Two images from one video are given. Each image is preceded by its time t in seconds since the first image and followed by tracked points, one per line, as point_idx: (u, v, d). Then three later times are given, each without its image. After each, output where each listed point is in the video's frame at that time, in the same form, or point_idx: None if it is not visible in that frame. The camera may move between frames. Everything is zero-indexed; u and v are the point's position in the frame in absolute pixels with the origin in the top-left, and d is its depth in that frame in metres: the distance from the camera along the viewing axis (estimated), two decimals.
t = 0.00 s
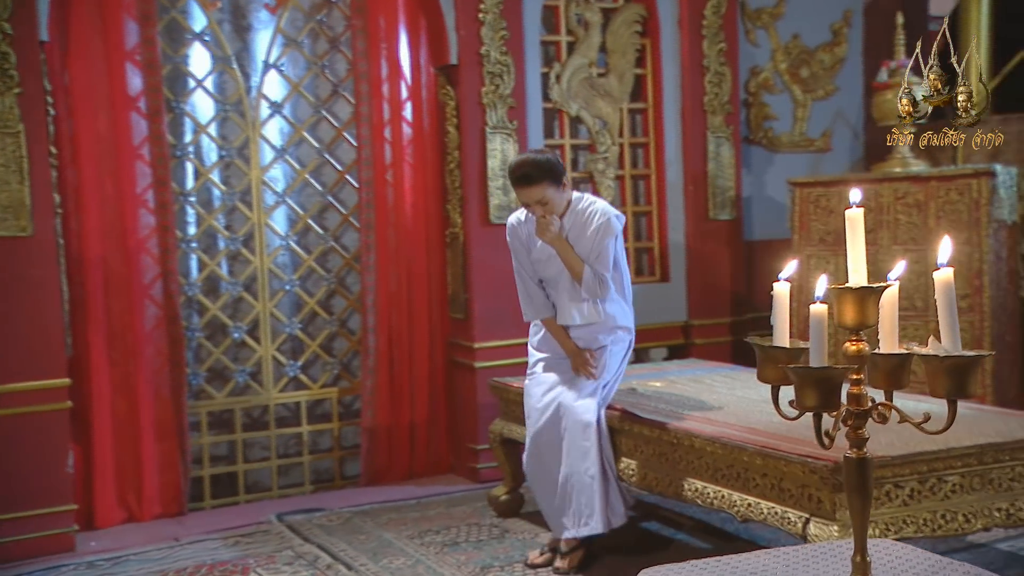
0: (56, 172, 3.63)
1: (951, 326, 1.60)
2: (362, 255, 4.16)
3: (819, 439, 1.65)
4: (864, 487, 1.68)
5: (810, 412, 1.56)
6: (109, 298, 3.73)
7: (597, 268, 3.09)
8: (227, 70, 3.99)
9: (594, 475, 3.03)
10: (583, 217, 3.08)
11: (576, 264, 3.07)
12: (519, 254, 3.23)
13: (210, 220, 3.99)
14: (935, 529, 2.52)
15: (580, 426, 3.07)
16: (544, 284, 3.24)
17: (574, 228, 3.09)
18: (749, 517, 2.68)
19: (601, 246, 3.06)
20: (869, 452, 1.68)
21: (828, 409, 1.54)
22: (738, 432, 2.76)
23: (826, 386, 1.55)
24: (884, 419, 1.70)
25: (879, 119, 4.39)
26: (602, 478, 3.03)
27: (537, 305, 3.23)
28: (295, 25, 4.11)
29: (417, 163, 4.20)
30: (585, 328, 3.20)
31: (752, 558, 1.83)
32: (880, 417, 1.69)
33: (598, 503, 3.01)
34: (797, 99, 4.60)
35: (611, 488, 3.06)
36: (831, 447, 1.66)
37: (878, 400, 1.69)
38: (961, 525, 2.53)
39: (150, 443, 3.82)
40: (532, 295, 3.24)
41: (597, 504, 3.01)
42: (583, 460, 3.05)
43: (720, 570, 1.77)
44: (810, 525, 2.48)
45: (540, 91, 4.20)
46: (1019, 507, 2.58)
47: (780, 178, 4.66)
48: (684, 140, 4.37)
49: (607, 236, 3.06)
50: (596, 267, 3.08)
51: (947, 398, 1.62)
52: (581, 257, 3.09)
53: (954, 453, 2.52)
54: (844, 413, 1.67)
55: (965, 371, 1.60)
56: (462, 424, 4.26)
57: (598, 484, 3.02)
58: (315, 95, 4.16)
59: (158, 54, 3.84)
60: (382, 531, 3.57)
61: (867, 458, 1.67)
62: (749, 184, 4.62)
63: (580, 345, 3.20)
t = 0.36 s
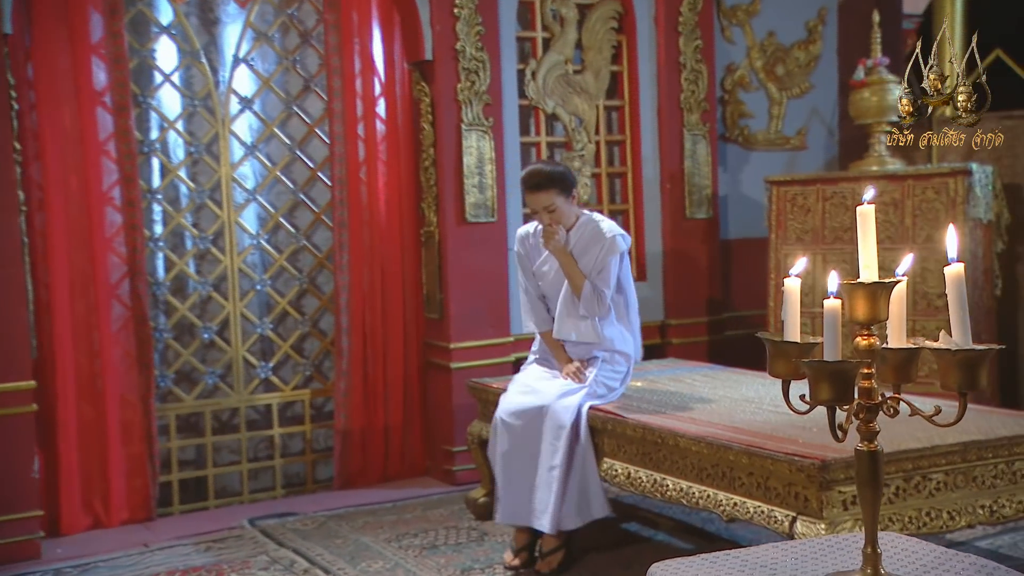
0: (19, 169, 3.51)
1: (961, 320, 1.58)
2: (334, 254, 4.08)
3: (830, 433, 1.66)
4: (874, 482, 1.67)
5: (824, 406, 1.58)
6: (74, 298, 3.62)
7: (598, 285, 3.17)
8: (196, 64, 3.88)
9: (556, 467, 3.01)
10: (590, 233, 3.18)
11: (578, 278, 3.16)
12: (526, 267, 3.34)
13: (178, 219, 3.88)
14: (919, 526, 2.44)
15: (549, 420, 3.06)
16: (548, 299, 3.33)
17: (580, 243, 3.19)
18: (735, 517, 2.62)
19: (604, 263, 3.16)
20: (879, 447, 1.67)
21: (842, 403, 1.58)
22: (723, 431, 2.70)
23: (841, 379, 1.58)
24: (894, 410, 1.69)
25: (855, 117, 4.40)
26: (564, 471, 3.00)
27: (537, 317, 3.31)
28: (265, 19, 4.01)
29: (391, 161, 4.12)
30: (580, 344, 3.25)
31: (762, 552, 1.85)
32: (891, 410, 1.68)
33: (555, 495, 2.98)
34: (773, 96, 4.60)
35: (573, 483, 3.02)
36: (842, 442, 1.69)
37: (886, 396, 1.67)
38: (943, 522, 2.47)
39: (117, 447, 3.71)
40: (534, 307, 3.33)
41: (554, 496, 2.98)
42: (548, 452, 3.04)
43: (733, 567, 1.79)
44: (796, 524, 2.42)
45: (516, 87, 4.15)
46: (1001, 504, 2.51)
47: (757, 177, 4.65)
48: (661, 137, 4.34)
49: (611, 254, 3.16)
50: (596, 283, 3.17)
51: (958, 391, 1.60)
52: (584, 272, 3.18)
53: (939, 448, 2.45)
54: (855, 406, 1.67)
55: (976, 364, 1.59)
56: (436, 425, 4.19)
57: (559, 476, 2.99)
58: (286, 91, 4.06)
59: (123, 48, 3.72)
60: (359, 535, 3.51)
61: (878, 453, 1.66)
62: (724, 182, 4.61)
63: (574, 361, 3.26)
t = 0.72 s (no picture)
0: None
1: (968, 316, 1.52)
2: (317, 252, 4.01)
3: (834, 430, 1.59)
4: (882, 481, 1.60)
5: (831, 403, 1.52)
6: (50, 295, 3.53)
7: (607, 278, 3.15)
8: (176, 57, 3.80)
9: (544, 460, 2.96)
10: (610, 229, 3.16)
11: (589, 268, 3.13)
12: (541, 252, 3.31)
13: (158, 216, 3.79)
14: (915, 527, 2.28)
15: (539, 412, 3.00)
16: (554, 289, 3.29)
17: (597, 236, 3.17)
18: (729, 518, 2.55)
19: (618, 260, 3.14)
20: (885, 444, 1.60)
21: (850, 399, 1.51)
22: (716, 430, 2.64)
23: (848, 376, 1.51)
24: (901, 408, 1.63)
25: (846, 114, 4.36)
26: (552, 464, 2.95)
27: (539, 301, 3.26)
28: (246, 12, 3.92)
29: (376, 156, 4.04)
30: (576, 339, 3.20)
31: (765, 550, 1.79)
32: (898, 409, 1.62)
33: (542, 488, 2.93)
34: (763, 92, 4.55)
35: (562, 477, 2.96)
36: (848, 438, 1.62)
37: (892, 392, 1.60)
38: (939, 523, 2.32)
39: (96, 449, 3.61)
40: (537, 293, 3.28)
41: (540, 489, 2.93)
42: (538, 443, 2.99)
43: (737, 565, 1.72)
44: (791, 523, 2.36)
45: (503, 82, 4.08)
46: (997, 503, 2.38)
47: (746, 173, 4.61)
48: (650, 133, 4.29)
49: (627, 252, 3.15)
50: (606, 276, 3.15)
51: (965, 389, 1.53)
52: (597, 265, 3.16)
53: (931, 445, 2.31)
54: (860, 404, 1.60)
55: (985, 361, 1.52)
56: (423, 426, 4.12)
57: (546, 468, 2.94)
58: (269, 85, 3.97)
59: (101, 40, 3.63)
60: (345, 538, 3.43)
61: (884, 450, 1.59)
62: (714, 178, 4.56)
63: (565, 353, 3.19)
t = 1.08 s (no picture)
0: None
1: (965, 311, 1.45)
2: (303, 247, 3.93)
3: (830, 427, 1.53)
4: (878, 478, 1.53)
5: (827, 400, 1.46)
6: (29, 291, 3.45)
7: (604, 272, 3.10)
8: (157, 48, 3.72)
9: (537, 459, 2.88)
10: (610, 223, 3.12)
11: (586, 261, 3.07)
12: (537, 245, 3.24)
13: (139, 210, 3.72)
14: (909, 525, 2.23)
15: (531, 411, 2.93)
16: (549, 283, 3.22)
17: (596, 229, 3.12)
18: (721, 517, 2.48)
19: (615, 255, 3.10)
20: (881, 440, 1.53)
21: (846, 395, 1.45)
22: (708, 428, 2.58)
23: (844, 370, 1.45)
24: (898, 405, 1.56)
25: (840, 107, 4.31)
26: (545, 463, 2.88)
27: (534, 295, 3.20)
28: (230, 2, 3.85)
29: (362, 149, 3.96)
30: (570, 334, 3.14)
31: (761, 548, 1.73)
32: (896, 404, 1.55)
33: (537, 488, 2.86)
34: (756, 85, 4.50)
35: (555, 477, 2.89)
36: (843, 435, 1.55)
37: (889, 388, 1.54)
38: (935, 521, 2.26)
39: (76, 448, 3.54)
40: (532, 286, 3.21)
41: (535, 489, 2.86)
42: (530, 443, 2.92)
43: (732, 563, 1.66)
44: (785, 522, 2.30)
45: (491, 74, 4.02)
46: (992, 501, 2.31)
47: (738, 168, 4.55)
48: (641, 127, 4.23)
49: (625, 247, 3.11)
50: (603, 269, 3.10)
51: (962, 384, 1.47)
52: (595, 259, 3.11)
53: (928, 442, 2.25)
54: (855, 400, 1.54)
55: (983, 355, 1.46)
56: (410, 424, 4.05)
57: (540, 468, 2.87)
58: (253, 77, 3.90)
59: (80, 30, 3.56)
60: (331, 538, 3.36)
61: (880, 446, 1.52)
62: (706, 173, 4.50)
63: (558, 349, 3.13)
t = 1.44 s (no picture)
0: None
1: (962, 308, 1.43)
2: (298, 245, 3.91)
3: (826, 424, 1.51)
4: (875, 476, 1.51)
5: (823, 398, 1.44)
6: (21, 286, 3.43)
7: (602, 265, 3.07)
8: (150, 44, 3.70)
9: (547, 458, 2.86)
10: (601, 218, 3.10)
11: (581, 257, 3.05)
12: (529, 245, 3.22)
13: (132, 207, 3.70)
14: (908, 523, 2.21)
15: (540, 408, 2.91)
16: (544, 283, 3.19)
17: (588, 225, 3.10)
18: (719, 516, 2.46)
19: (611, 249, 3.07)
20: (878, 438, 1.51)
21: (843, 393, 1.43)
22: (706, 426, 2.56)
23: (841, 368, 1.43)
24: (894, 402, 1.54)
25: (838, 104, 4.29)
26: (555, 462, 2.86)
27: (529, 296, 3.17)
28: None
29: (358, 145, 3.94)
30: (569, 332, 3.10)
31: (757, 546, 1.71)
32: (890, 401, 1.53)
33: (547, 488, 2.84)
34: (753, 81, 4.48)
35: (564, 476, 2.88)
36: (840, 433, 1.53)
37: (885, 385, 1.52)
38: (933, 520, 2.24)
39: (69, 448, 3.52)
40: (527, 287, 3.19)
41: (545, 488, 2.84)
42: (540, 441, 2.89)
43: (728, 562, 1.64)
44: (784, 521, 2.28)
45: (487, 70, 4.00)
46: (991, 499, 2.30)
47: (735, 165, 4.53)
48: (638, 124, 4.21)
49: (620, 241, 3.09)
50: (600, 264, 3.07)
51: (958, 382, 1.45)
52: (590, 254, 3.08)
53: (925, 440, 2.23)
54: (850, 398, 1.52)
55: (979, 353, 1.44)
56: (405, 423, 4.03)
57: (550, 467, 2.85)
58: (247, 73, 3.87)
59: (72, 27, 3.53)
60: (326, 537, 3.34)
61: (877, 444, 1.50)
62: (703, 169, 4.48)
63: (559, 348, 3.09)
